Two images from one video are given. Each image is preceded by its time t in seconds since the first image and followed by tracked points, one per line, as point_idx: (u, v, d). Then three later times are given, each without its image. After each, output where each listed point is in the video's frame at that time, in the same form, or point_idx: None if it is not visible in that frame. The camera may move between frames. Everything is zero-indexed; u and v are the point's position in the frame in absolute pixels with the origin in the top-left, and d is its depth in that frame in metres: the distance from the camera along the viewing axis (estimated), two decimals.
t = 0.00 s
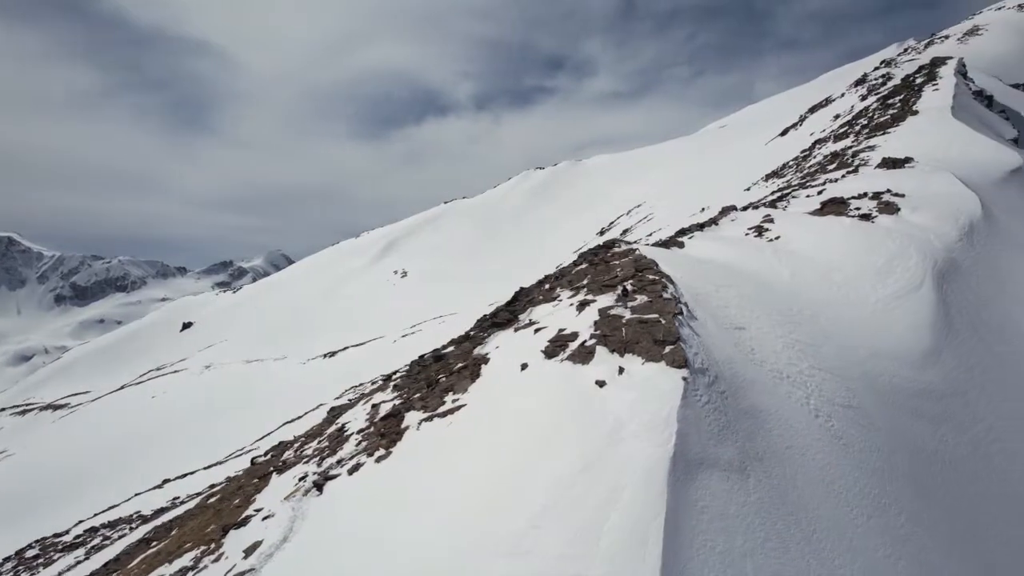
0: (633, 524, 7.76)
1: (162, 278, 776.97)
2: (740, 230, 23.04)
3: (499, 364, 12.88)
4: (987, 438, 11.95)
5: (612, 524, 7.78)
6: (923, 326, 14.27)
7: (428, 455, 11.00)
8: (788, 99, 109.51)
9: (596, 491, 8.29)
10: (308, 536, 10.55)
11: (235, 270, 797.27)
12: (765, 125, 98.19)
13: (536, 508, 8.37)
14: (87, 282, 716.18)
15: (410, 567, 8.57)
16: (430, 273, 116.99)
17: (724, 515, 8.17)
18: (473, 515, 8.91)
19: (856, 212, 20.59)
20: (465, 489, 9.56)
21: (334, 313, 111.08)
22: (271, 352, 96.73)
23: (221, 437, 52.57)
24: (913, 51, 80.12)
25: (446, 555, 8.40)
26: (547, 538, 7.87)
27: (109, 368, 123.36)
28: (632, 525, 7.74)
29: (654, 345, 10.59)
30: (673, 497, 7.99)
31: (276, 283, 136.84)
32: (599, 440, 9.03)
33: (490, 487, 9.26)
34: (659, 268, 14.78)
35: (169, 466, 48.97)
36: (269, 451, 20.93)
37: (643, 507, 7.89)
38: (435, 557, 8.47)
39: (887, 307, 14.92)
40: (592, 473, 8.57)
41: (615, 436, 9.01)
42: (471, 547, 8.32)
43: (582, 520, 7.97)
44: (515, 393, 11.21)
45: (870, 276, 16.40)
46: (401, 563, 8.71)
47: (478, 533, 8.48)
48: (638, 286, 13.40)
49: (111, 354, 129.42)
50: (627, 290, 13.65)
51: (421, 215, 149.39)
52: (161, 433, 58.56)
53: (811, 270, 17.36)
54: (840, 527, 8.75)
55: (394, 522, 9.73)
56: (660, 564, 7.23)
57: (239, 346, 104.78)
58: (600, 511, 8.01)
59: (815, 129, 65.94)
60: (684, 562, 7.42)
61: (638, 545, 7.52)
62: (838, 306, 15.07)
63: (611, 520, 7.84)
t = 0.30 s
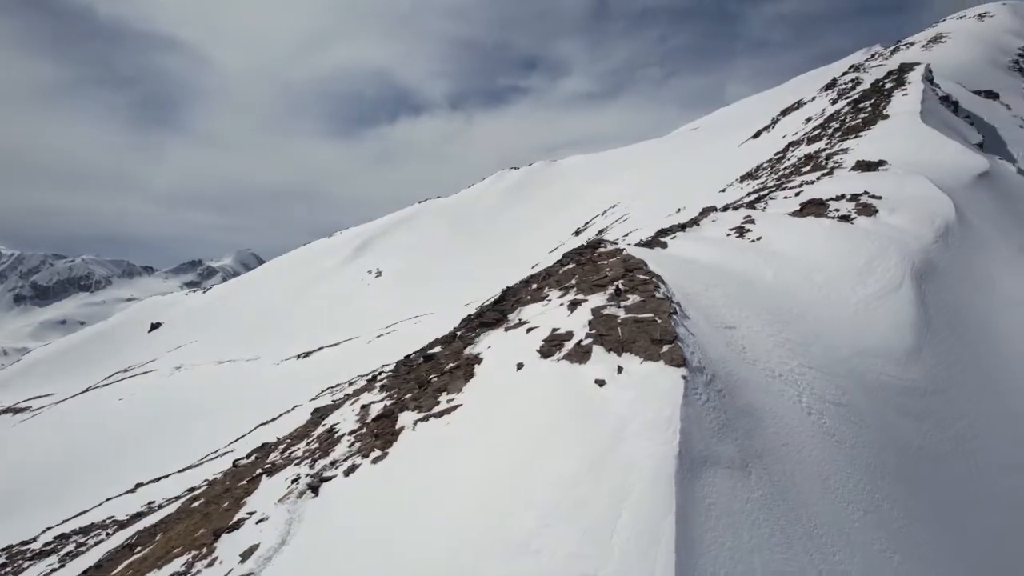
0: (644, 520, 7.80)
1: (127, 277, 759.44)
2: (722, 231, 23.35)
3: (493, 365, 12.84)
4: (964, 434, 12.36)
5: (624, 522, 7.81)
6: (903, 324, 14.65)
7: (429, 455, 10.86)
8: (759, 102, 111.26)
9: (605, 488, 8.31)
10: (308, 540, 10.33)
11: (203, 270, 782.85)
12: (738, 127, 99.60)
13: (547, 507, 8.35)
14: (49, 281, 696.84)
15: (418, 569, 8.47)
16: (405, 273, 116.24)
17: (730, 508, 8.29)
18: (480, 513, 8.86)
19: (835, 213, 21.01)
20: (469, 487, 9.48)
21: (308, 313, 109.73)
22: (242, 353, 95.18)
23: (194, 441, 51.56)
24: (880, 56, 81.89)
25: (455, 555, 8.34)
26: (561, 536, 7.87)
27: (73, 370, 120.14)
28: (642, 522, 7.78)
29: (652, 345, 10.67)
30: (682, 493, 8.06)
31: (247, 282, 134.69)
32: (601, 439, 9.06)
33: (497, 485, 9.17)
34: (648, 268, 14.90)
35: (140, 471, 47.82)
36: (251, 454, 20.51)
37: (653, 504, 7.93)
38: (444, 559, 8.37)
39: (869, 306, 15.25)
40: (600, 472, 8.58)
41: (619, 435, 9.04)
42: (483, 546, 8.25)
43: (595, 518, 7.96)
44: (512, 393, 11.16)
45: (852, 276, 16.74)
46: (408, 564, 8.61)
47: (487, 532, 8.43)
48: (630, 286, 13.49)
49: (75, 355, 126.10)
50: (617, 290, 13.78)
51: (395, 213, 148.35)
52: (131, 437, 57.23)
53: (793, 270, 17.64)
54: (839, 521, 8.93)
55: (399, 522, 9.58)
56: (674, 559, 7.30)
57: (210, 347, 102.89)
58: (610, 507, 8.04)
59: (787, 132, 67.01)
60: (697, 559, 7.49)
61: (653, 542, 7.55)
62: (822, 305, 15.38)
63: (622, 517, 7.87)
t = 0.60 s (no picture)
0: (653, 517, 7.88)
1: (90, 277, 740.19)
2: (703, 232, 23.60)
3: (488, 365, 12.76)
4: (945, 430, 12.74)
5: (634, 520, 7.86)
6: (885, 322, 14.99)
7: (428, 456, 10.79)
8: (731, 105, 112.67)
9: (613, 487, 8.35)
10: (308, 543, 10.15)
11: (169, 269, 766.65)
12: (711, 129, 100.80)
13: (555, 505, 8.36)
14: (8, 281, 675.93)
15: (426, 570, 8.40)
16: (379, 273, 115.29)
17: (733, 503, 8.42)
18: (486, 513, 8.83)
19: (815, 214, 21.44)
20: (472, 487, 9.46)
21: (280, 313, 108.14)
22: (213, 354, 93.41)
23: (164, 445, 50.50)
24: (848, 61, 83.66)
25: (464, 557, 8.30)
26: (572, 536, 7.90)
27: (35, 372, 116.56)
28: (651, 519, 7.85)
29: (650, 345, 10.71)
30: (689, 490, 8.16)
31: (217, 282, 132.25)
32: (604, 438, 9.10)
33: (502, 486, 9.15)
34: (638, 268, 14.97)
35: (108, 476, 46.66)
36: (232, 457, 20.07)
37: (662, 501, 8.01)
38: (453, 561, 8.33)
39: (852, 305, 15.56)
40: (606, 470, 8.63)
41: (622, 433, 9.09)
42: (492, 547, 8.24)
43: (605, 516, 8.01)
44: (510, 392, 11.14)
45: (833, 276, 17.06)
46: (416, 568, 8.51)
47: (496, 534, 8.41)
48: (621, 286, 13.52)
49: (37, 356, 122.41)
50: (608, 290, 13.86)
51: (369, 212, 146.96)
52: (98, 440, 55.72)
53: (775, 269, 17.91)
54: (836, 514, 9.13)
55: (402, 525, 9.49)
56: (686, 556, 7.39)
57: (179, 349, 100.77)
58: (619, 505, 8.08)
59: (759, 135, 68.08)
60: (709, 557, 7.56)
61: (664, 539, 7.62)
62: (807, 304, 15.65)
63: (632, 516, 7.91)
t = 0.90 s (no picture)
0: (664, 513, 7.94)
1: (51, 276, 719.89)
2: (685, 232, 23.88)
3: (482, 365, 12.72)
4: (929, 426, 13.10)
5: (645, 517, 7.91)
6: (867, 321, 15.33)
7: (428, 456, 10.72)
8: (703, 107, 114.14)
9: (621, 483, 8.41)
10: (309, 544, 10.02)
11: (134, 269, 749.40)
12: (684, 131, 102.02)
13: (565, 503, 8.38)
14: None
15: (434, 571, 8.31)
16: (352, 273, 114.19)
17: (738, 500, 8.56)
18: (494, 511, 8.80)
19: (795, 216, 21.81)
20: (477, 487, 9.42)
21: (252, 314, 106.46)
22: (183, 356, 91.53)
23: (135, 448, 49.44)
24: (818, 65, 85.25)
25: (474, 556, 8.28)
26: (583, 533, 7.93)
27: None
28: (661, 515, 7.91)
29: (647, 345, 10.80)
30: (695, 487, 8.26)
31: (185, 282, 129.66)
32: (609, 437, 9.14)
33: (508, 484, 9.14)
34: (627, 268, 15.07)
35: (76, 481, 45.46)
36: (214, 461, 19.67)
37: (673, 496, 8.09)
38: (463, 562, 8.27)
39: (836, 305, 15.87)
40: (613, 467, 8.67)
41: (627, 431, 9.15)
42: (503, 546, 8.23)
43: (616, 512, 8.05)
44: (507, 391, 11.13)
45: (816, 277, 17.39)
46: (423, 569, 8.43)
47: (506, 533, 8.38)
48: (613, 286, 13.60)
49: None
50: (600, 291, 13.93)
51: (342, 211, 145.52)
52: (64, 445, 54.17)
53: (759, 270, 18.19)
54: (835, 509, 9.34)
55: (407, 526, 9.39)
56: (698, 551, 7.47)
57: (147, 350, 98.56)
58: (629, 502, 8.13)
59: (733, 137, 69.04)
60: (719, 553, 7.65)
61: (678, 536, 7.68)
62: (792, 304, 15.93)
63: (642, 512, 7.97)
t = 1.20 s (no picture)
0: (674, 511, 8.02)
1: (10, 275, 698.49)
2: (668, 232, 24.10)
3: (477, 365, 12.71)
4: (913, 421, 13.45)
5: (655, 514, 7.98)
6: (850, 320, 15.66)
7: (428, 456, 10.66)
8: (676, 109, 115.37)
9: (629, 482, 8.47)
10: (310, 546, 9.88)
11: (98, 268, 731.38)
12: (658, 132, 103.04)
13: (574, 502, 8.42)
14: None
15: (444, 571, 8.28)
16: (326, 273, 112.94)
17: (742, 495, 8.68)
18: (502, 512, 8.79)
19: (775, 216, 22.17)
20: (482, 486, 9.41)
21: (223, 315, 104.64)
22: (151, 357, 89.58)
23: (103, 453, 48.26)
24: (788, 69, 86.74)
25: (485, 556, 8.26)
26: (595, 532, 7.96)
27: None
28: (672, 512, 7.99)
29: (645, 344, 10.89)
30: (702, 484, 8.38)
31: (153, 282, 126.89)
32: (613, 436, 9.21)
33: (514, 484, 9.13)
34: (617, 267, 15.15)
35: (43, 486, 44.22)
36: (195, 464, 19.31)
37: (683, 494, 8.17)
38: (474, 561, 8.25)
39: (820, 305, 16.17)
40: (620, 466, 8.74)
41: (632, 429, 9.22)
42: (514, 546, 8.22)
43: (627, 510, 8.10)
44: (505, 390, 11.14)
45: (799, 277, 17.70)
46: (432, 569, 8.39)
47: (515, 532, 8.38)
48: (605, 285, 13.68)
49: None
50: (591, 290, 14.00)
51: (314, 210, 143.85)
52: (28, 449, 52.55)
53: (743, 270, 18.43)
54: (834, 505, 9.53)
55: (412, 527, 9.34)
56: (711, 548, 7.56)
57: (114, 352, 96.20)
58: (639, 500, 8.19)
59: (707, 139, 69.88)
60: (729, 548, 7.76)
61: (689, 534, 7.76)
62: (777, 303, 16.19)
63: (653, 510, 8.03)
